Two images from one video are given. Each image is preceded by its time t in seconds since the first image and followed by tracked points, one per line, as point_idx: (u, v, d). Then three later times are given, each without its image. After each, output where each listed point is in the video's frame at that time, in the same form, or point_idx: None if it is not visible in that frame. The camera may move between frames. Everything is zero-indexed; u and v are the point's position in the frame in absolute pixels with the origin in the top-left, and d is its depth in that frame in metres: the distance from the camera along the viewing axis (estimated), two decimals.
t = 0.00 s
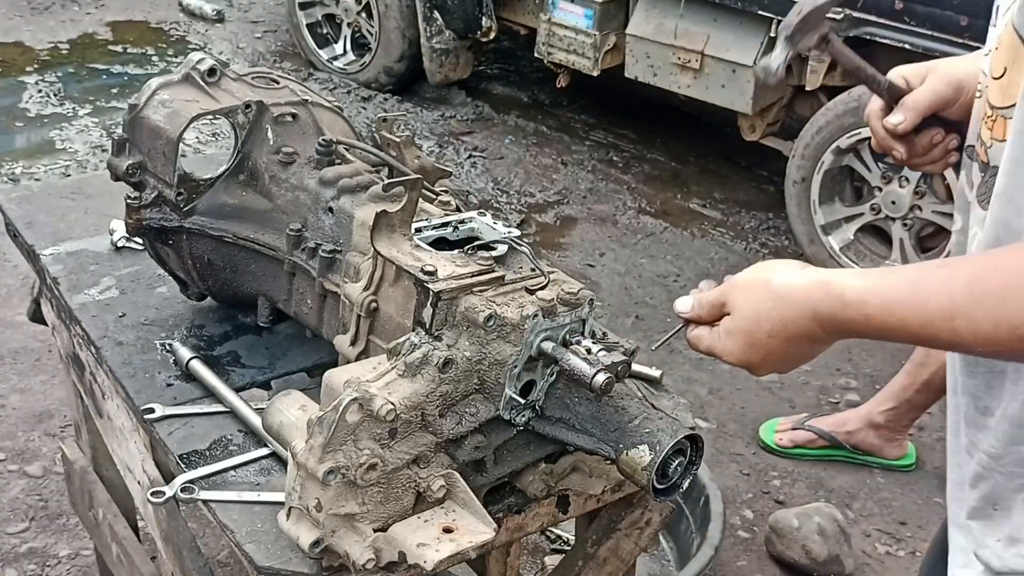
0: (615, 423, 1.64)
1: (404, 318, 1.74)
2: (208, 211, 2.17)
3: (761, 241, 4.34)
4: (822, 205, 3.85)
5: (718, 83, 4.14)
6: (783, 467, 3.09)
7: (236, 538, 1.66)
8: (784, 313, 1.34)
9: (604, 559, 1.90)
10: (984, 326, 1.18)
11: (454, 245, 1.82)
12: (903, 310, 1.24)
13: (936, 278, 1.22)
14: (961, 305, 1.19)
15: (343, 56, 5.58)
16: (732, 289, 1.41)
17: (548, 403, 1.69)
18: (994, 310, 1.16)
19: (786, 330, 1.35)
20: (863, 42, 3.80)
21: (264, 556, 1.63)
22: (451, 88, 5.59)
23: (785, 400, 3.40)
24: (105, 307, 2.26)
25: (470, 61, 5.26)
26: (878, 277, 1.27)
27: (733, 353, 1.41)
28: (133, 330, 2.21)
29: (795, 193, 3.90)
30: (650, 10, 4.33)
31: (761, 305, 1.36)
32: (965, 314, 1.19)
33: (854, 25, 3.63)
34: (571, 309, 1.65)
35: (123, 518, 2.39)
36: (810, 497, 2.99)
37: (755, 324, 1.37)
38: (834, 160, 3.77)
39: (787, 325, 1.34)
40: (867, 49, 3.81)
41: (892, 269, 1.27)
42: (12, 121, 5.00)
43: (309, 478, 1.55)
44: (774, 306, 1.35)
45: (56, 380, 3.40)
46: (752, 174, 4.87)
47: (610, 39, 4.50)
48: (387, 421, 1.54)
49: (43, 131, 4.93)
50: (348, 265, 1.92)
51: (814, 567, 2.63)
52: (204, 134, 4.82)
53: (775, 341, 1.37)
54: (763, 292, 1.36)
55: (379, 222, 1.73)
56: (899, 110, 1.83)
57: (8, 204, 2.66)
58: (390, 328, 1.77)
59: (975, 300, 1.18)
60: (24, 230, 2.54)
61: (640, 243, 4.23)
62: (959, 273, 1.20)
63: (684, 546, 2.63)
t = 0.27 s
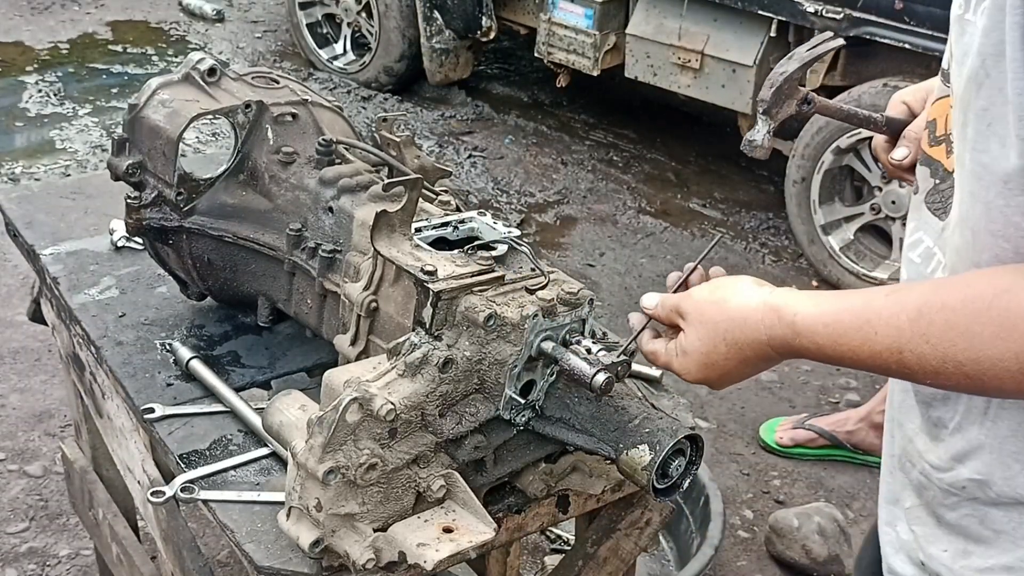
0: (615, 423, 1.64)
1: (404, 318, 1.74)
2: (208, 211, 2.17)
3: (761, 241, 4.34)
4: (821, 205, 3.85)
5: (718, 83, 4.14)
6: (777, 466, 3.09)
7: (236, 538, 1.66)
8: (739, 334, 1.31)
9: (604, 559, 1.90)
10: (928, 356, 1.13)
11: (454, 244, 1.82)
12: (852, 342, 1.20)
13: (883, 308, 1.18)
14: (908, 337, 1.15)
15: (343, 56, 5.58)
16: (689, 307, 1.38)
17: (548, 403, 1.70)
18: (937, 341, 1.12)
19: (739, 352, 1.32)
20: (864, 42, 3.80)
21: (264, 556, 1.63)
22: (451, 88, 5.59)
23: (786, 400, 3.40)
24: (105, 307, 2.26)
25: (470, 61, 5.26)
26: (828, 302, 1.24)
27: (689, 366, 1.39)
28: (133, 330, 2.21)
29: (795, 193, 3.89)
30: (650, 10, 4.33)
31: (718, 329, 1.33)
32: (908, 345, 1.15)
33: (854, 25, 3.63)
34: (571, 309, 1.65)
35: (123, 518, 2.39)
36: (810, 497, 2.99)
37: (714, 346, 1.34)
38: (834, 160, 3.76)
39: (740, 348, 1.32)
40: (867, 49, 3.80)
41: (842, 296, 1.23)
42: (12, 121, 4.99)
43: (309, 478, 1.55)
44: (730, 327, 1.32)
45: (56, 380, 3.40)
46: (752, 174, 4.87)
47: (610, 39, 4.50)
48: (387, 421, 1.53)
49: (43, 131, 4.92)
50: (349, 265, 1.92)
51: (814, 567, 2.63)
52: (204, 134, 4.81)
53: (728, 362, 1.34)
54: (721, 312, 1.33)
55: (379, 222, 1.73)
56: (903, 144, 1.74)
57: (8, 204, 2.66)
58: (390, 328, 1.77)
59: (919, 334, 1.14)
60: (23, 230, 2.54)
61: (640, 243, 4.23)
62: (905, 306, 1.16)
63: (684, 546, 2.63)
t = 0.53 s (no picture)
0: (615, 424, 1.64)
1: (404, 318, 1.74)
2: (208, 211, 2.17)
3: (761, 241, 4.34)
4: (821, 205, 3.85)
5: (718, 83, 4.14)
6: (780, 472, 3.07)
7: (236, 539, 1.66)
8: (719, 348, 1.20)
9: (604, 559, 1.90)
10: (930, 380, 1.08)
11: (454, 245, 1.82)
12: (845, 362, 1.13)
13: (881, 334, 1.12)
14: (909, 359, 1.09)
15: (343, 56, 5.58)
16: (658, 317, 1.25)
17: (548, 403, 1.70)
18: (942, 361, 1.07)
19: (711, 372, 1.20)
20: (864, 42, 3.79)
21: (264, 556, 1.63)
22: (451, 88, 5.59)
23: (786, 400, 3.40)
24: (105, 308, 2.26)
25: (470, 61, 5.26)
26: (819, 324, 1.17)
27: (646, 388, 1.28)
28: (133, 330, 2.21)
29: (795, 193, 3.89)
30: (650, 10, 4.33)
31: (693, 340, 1.21)
32: (909, 367, 1.09)
33: (854, 25, 3.62)
34: (571, 309, 1.65)
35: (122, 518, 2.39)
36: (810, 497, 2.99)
37: (684, 361, 1.22)
38: (834, 160, 3.76)
39: (714, 365, 1.20)
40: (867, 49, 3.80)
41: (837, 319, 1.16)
42: (12, 121, 5.00)
43: (309, 478, 1.55)
44: (707, 339, 1.20)
45: (56, 380, 3.40)
46: (752, 174, 4.87)
47: (610, 39, 4.50)
48: (387, 421, 1.53)
49: (43, 131, 4.92)
50: (348, 265, 1.92)
51: (814, 568, 2.62)
52: (203, 134, 4.82)
53: (697, 382, 1.22)
54: (698, 323, 1.21)
55: (379, 222, 1.73)
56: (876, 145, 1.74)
57: (8, 204, 2.66)
58: (390, 328, 1.77)
59: (922, 354, 1.09)
60: (23, 230, 2.54)
61: (640, 243, 4.23)
62: (906, 329, 1.11)
63: (684, 546, 2.63)
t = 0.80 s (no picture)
0: (615, 423, 1.64)
1: (404, 318, 1.74)
2: (208, 211, 2.17)
3: (760, 241, 4.34)
4: (822, 205, 3.85)
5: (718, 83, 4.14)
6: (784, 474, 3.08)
7: (236, 539, 1.66)
8: (711, 342, 1.20)
9: (604, 559, 1.90)
10: (919, 370, 1.08)
11: (454, 244, 1.82)
12: (833, 361, 1.14)
13: (869, 336, 1.13)
14: (896, 351, 1.10)
15: (343, 56, 5.58)
16: (653, 307, 1.26)
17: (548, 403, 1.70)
18: (929, 349, 1.08)
19: (702, 369, 1.20)
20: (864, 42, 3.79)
21: (264, 556, 1.63)
22: (451, 88, 5.59)
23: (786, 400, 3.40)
24: (105, 307, 2.26)
25: (470, 61, 5.26)
26: (806, 334, 1.18)
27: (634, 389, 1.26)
28: (133, 330, 2.21)
29: (795, 192, 3.89)
30: (650, 10, 4.33)
31: (686, 331, 1.22)
32: (896, 358, 1.10)
33: (854, 25, 3.62)
34: (570, 309, 1.65)
35: (122, 518, 2.39)
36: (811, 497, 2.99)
37: (675, 353, 1.22)
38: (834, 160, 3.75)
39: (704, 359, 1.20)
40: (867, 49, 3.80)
41: (823, 326, 1.18)
42: (12, 121, 4.99)
43: (309, 478, 1.55)
44: (698, 333, 1.21)
45: (56, 380, 3.40)
46: (752, 174, 4.87)
47: (610, 39, 4.50)
48: (387, 421, 1.53)
49: (43, 131, 4.92)
50: (348, 265, 1.92)
51: (814, 567, 2.62)
52: (203, 134, 4.82)
53: (686, 376, 1.21)
54: (691, 317, 1.22)
55: (379, 222, 1.73)
56: (846, 149, 1.77)
57: (8, 204, 2.66)
58: (390, 328, 1.77)
59: (909, 346, 1.09)
60: (23, 230, 2.53)
61: (640, 243, 4.23)
62: (892, 328, 1.12)
63: (684, 546, 2.63)
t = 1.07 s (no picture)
0: (615, 424, 1.65)
1: (404, 318, 1.74)
2: (208, 211, 2.17)
3: (760, 241, 4.34)
4: (821, 206, 3.85)
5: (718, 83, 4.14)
6: (784, 475, 3.08)
7: (236, 539, 1.66)
8: (724, 345, 1.22)
9: (604, 559, 1.90)
10: (932, 348, 1.07)
11: (454, 245, 1.82)
12: (848, 351, 1.13)
13: (882, 325, 1.13)
14: (910, 332, 1.09)
15: (343, 57, 5.58)
16: (666, 316, 1.28)
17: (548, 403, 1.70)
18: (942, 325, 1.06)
19: (716, 370, 1.21)
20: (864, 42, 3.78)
21: (264, 556, 1.63)
22: (451, 89, 5.59)
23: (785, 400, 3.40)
24: (106, 308, 2.27)
25: (471, 61, 5.27)
26: (820, 331, 1.18)
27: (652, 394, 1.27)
28: (133, 330, 2.21)
29: (794, 193, 3.88)
30: (650, 11, 4.33)
31: (698, 337, 1.23)
32: (910, 339, 1.09)
33: (854, 25, 3.62)
34: (571, 309, 1.65)
35: (123, 518, 2.39)
36: (811, 498, 2.99)
37: (690, 357, 1.23)
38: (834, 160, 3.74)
39: (718, 361, 1.21)
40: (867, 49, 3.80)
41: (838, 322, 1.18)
42: (12, 121, 5.00)
43: (309, 478, 1.55)
44: (711, 338, 1.23)
45: (56, 380, 3.41)
46: (752, 174, 4.87)
47: (610, 39, 4.50)
48: (387, 421, 1.53)
49: (43, 131, 4.93)
50: (348, 266, 1.92)
51: (814, 568, 2.62)
52: (203, 134, 4.82)
53: (701, 378, 1.22)
54: (704, 324, 1.24)
55: (379, 223, 1.73)
56: (856, 134, 1.77)
57: (8, 204, 2.66)
58: (390, 328, 1.77)
59: (923, 326, 1.08)
60: (24, 230, 2.54)
61: (640, 244, 4.23)
62: (905, 315, 1.12)
63: (684, 546, 2.64)
